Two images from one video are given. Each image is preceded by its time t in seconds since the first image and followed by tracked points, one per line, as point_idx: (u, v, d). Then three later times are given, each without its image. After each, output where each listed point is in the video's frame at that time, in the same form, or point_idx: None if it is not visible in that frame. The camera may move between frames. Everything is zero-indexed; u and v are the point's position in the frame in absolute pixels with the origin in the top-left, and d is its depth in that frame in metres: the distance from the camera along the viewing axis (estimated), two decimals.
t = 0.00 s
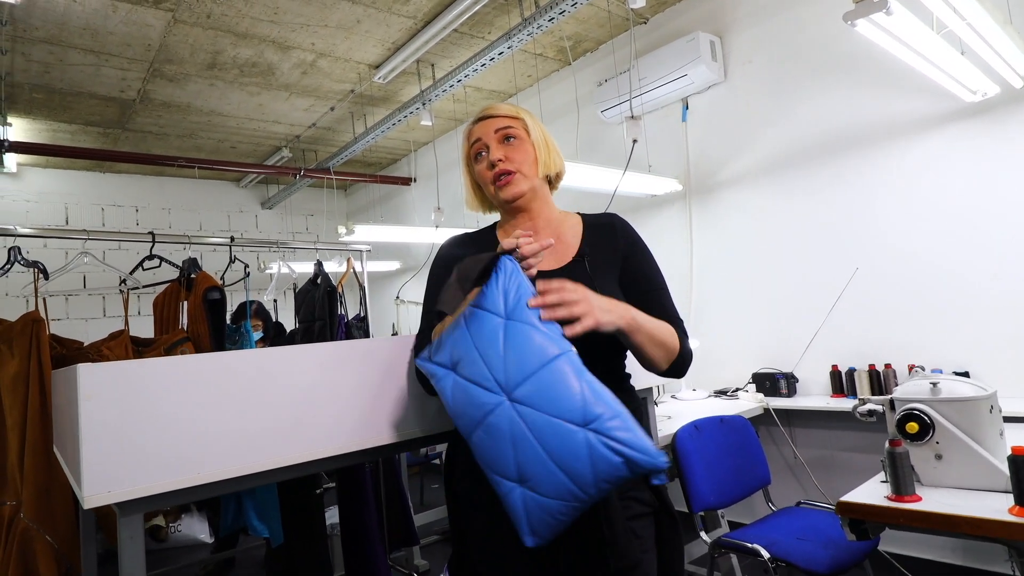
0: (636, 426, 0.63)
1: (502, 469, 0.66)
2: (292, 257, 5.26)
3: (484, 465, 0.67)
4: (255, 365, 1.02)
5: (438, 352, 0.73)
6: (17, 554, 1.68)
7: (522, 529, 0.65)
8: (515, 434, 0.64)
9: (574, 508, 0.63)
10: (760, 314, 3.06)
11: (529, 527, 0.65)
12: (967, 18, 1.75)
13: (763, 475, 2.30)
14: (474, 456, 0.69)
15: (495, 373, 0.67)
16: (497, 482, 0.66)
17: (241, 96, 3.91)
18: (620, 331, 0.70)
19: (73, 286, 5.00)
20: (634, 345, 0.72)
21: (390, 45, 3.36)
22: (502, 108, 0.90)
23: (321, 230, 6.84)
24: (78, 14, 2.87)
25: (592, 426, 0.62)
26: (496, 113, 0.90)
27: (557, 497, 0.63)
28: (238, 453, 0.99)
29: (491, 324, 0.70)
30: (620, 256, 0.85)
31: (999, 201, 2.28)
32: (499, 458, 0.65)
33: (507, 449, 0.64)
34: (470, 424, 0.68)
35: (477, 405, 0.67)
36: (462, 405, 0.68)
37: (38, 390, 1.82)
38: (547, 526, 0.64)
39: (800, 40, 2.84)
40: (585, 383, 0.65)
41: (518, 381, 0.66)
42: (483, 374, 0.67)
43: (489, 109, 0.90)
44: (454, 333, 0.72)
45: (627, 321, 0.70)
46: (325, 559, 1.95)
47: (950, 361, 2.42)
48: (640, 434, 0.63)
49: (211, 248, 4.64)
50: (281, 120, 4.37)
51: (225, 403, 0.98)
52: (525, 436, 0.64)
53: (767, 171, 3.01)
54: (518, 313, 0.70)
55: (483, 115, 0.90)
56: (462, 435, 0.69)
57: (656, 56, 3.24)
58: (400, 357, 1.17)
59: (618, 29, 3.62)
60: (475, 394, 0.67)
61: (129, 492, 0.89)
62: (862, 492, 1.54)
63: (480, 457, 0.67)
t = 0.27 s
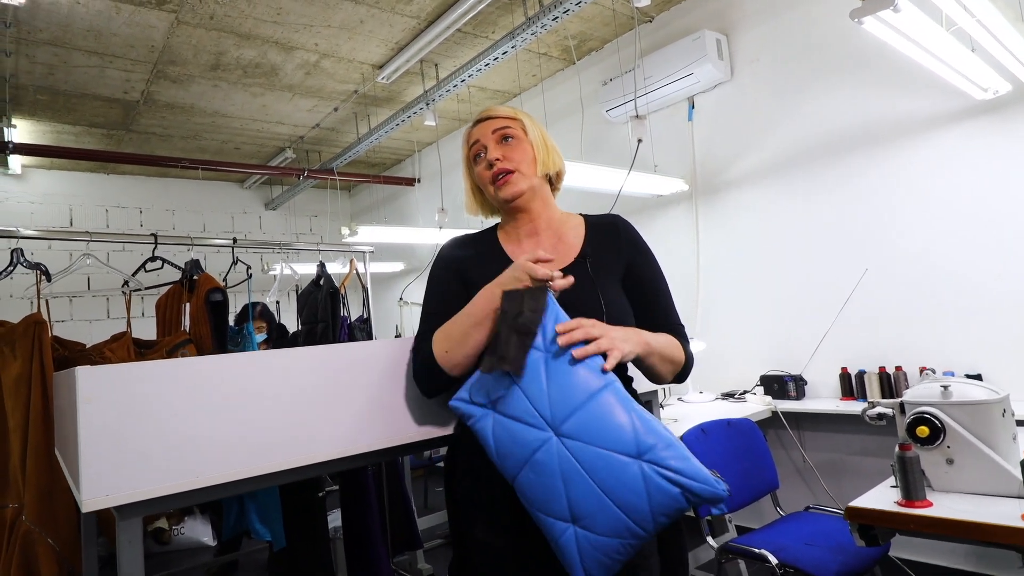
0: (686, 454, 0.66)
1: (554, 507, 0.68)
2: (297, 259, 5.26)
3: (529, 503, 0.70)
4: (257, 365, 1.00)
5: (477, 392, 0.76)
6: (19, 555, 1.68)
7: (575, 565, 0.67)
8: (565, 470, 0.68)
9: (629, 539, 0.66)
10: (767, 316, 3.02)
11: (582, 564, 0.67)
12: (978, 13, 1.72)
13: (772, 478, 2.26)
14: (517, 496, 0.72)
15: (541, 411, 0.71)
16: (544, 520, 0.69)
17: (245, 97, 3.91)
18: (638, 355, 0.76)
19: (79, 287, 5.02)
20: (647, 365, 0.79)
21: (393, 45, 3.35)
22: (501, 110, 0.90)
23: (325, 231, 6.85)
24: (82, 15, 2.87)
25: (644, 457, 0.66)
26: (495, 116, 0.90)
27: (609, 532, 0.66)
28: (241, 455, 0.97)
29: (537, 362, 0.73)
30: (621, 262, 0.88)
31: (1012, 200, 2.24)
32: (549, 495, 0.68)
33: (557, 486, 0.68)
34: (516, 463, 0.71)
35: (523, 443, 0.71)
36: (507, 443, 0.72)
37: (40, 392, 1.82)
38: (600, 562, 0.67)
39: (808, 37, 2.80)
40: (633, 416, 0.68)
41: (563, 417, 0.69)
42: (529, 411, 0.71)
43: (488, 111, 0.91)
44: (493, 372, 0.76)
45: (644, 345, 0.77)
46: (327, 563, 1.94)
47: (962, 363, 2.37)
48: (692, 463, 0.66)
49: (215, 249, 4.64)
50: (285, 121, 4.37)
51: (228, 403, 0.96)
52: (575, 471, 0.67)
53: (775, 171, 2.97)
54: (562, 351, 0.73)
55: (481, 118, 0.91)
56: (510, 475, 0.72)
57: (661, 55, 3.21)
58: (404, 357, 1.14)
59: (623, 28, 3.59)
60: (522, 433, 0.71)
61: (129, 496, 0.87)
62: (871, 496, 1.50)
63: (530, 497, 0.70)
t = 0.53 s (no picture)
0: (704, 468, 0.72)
1: (581, 522, 0.69)
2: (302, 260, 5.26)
3: (553, 521, 0.70)
4: (263, 368, 0.99)
5: (495, 407, 0.73)
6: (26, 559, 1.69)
7: None
8: (600, 486, 0.69)
9: (651, 550, 0.70)
10: (776, 318, 3.00)
11: None
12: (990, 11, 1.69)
13: (781, 482, 2.24)
14: (536, 514, 0.71)
15: (572, 427, 0.71)
16: (569, 538, 0.69)
17: (250, 99, 3.91)
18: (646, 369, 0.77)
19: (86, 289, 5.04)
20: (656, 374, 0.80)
21: (399, 46, 3.34)
22: (502, 112, 0.89)
23: (331, 233, 6.85)
24: (87, 18, 2.87)
25: (674, 472, 0.70)
26: (496, 118, 0.89)
27: (638, 543, 0.69)
28: (248, 458, 0.96)
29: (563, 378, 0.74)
30: (627, 262, 0.87)
31: None
32: (580, 512, 0.69)
33: (590, 503, 0.69)
34: (544, 480, 0.70)
35: (555, 460, 0.70)
36: (534, 461, 0.70)
37: (46, 396, 1.82)
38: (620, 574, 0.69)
39: (817, 36, 2.78)
40: (660, 432, 0.72)
41: (598, 434, 0.71)
42: (561, 428, 0.71)
43: (489, 114, 0.89)
44: (514, 387, 0.74)
45: (652, 359, 0.77)
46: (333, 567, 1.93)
47: (974, 366, 2.34)
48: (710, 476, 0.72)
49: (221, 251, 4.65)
50: (291, 122, 4.37)
51: (235, 405, 0.95)
52: (609, 487, 0.69)
53: (784, 171, 2.94)
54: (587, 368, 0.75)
55: (482, 120, 0.90)
56: (530, 493, 0.71)
57: (668, 54, 3.19)
58: (407, 359, 1.13)
59: (630, 27, 3.57)
60: (553, 450, 0.70)
61: (135, 500, 0.86)
62: (882, 500, 1.47)
63: (556, 514, 0.69)
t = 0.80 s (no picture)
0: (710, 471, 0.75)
1: (604, 533, 0.68)
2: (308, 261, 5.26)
3: (575, 532, 0.67)
4: (266, 369, 0.98)
5: (513, 417, 0.70)
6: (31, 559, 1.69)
7: None
8: (623, 494, 0.69)
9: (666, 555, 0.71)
10: (785, 318, 2.97)
11: None
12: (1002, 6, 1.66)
13: (790, 484, 2.21)
14: (556, 528, 0.68)
15: (593, 436, 0.70)
16: (592, 548, 0.67)
17: (255, 99, 3.91)
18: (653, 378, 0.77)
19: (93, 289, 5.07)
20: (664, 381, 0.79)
21: (404, 45, 3.33)
22: (506, 112, 0.88)
23: (337, 233, 6.86)
24: (93, 18, 2.88)
25: (689, 476, 0.72)
26: (500, 118, 0.88)
27: (656, 549, 0.69)
28: (252, 459, 0.94)
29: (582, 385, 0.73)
30: (634, 263, 0.85)
31: None
32: (603, 521, 0.68)
33: (614, 512, 0.68)
34: (567, 491, 0.68)
35: (578, 469, 0.69)
36: (556, 471, 0.68)
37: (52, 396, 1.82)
38: None
39: (827, 33, 2.74)
40: (673, 437, 0.74)
41: (618, 441, 0.71)
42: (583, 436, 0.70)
43: (493, 113, 0.88)
44: (532, 396, 0.71)
45: (659, 367, 0.77)
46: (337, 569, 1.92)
47: (987, 367, 2.31)
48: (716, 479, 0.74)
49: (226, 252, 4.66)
50: (296, 122, 4.37)
51: (239, 405, 0.94)
52: (632, 494, 0.69)
53: (793, 170, 2.91)
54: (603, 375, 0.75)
55: (486, 119, 0.88)
56: (552, 506, 0.68)
57: (675, 52, 3.16)
58: (411, 360, 1.11)
59: (637, 25, 3.54)
60: (575, 459, 0.69)
61: (139, 501, 0.85)
62: (893, 504, 1.45)
63: (580, 526, 0.67)
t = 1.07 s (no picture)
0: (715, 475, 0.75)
1: (610, 538, 0.67)
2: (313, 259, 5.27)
3: (581, 537, 0.66)
4: (270, 368, 0.97)
5: (518, 421, 0.69)
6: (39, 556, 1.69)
7: None
8: (629, 497, 0.68)
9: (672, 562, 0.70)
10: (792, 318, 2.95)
11: None
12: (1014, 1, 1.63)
13: (797, 485, 2.19)
14: (562, 533, 0.67)
15: (600, 439, 0.69)
16: (599, 553, 0.66)
17: (261, 97, 3.91)
18: (659, 380, 0.76)
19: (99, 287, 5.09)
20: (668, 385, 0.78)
21: (409, 43, 3.32)
22: (513, 109, 0.86)
23: (342, 231, 6.86)
24: (98, 17, 2.88)
25: (695, 481, 0.71)
26: (507, 115, 0.86)
27: (663, 555, 0.68)
28: (255, 458, 0.94)
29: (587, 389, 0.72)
30: (640, 262, 0.84)
31: None
32: (610, 526, 0.67)
33: (620, 516, 0.67)
34: (574, 495, 0.67)
35: (584, 473, 0.67)
36: (563, 475, 0.67)
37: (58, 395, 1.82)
38: None
39: (835, 30, 2.72)
40: (679, 441, 0.73)
41: (624, 445, 0.70)
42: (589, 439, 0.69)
43: (499, 110, 0.87)
44: (538, 400, 0.70)
45: (664, 369, 0.76)
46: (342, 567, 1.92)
47: (997, 367, 2.29)
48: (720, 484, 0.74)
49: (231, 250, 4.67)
50: (301, 120, 4.37)
51: (241, 404, 0.93)
52: (638, 498, 0.68)
53: (800, 168, 2.89)
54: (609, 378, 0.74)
55: (492, 117, 0.87)
56: (558, 511, 0.66)
57: (682, 49, 3.14)
58: (416, 359, 1.10)
59: (643, 22, 3.52)
60: (581, 463, 0.68)
61: (142, 500, 0.85)
62: (901, 504, 1.43)
63: (585, 532, 0.66)
